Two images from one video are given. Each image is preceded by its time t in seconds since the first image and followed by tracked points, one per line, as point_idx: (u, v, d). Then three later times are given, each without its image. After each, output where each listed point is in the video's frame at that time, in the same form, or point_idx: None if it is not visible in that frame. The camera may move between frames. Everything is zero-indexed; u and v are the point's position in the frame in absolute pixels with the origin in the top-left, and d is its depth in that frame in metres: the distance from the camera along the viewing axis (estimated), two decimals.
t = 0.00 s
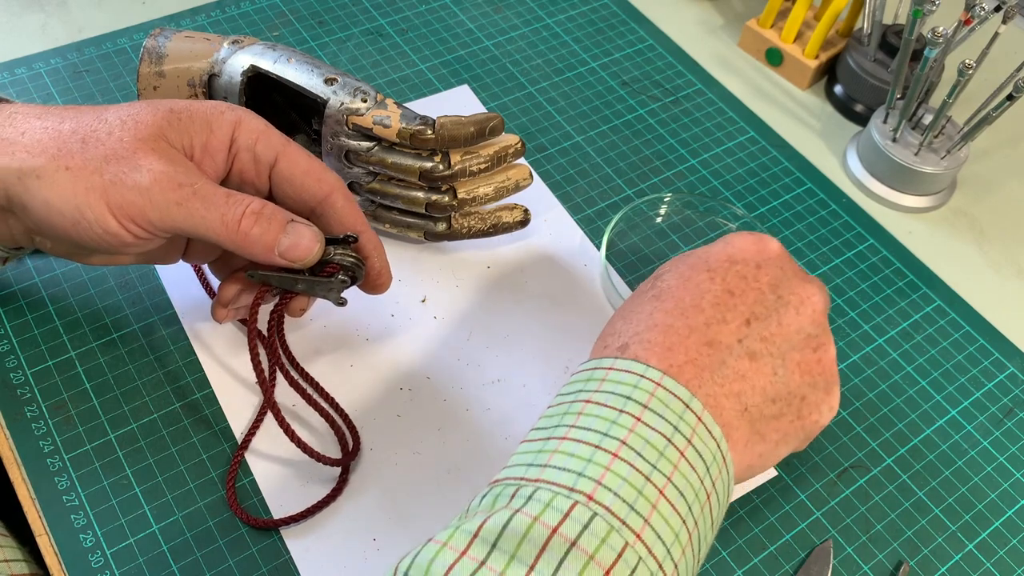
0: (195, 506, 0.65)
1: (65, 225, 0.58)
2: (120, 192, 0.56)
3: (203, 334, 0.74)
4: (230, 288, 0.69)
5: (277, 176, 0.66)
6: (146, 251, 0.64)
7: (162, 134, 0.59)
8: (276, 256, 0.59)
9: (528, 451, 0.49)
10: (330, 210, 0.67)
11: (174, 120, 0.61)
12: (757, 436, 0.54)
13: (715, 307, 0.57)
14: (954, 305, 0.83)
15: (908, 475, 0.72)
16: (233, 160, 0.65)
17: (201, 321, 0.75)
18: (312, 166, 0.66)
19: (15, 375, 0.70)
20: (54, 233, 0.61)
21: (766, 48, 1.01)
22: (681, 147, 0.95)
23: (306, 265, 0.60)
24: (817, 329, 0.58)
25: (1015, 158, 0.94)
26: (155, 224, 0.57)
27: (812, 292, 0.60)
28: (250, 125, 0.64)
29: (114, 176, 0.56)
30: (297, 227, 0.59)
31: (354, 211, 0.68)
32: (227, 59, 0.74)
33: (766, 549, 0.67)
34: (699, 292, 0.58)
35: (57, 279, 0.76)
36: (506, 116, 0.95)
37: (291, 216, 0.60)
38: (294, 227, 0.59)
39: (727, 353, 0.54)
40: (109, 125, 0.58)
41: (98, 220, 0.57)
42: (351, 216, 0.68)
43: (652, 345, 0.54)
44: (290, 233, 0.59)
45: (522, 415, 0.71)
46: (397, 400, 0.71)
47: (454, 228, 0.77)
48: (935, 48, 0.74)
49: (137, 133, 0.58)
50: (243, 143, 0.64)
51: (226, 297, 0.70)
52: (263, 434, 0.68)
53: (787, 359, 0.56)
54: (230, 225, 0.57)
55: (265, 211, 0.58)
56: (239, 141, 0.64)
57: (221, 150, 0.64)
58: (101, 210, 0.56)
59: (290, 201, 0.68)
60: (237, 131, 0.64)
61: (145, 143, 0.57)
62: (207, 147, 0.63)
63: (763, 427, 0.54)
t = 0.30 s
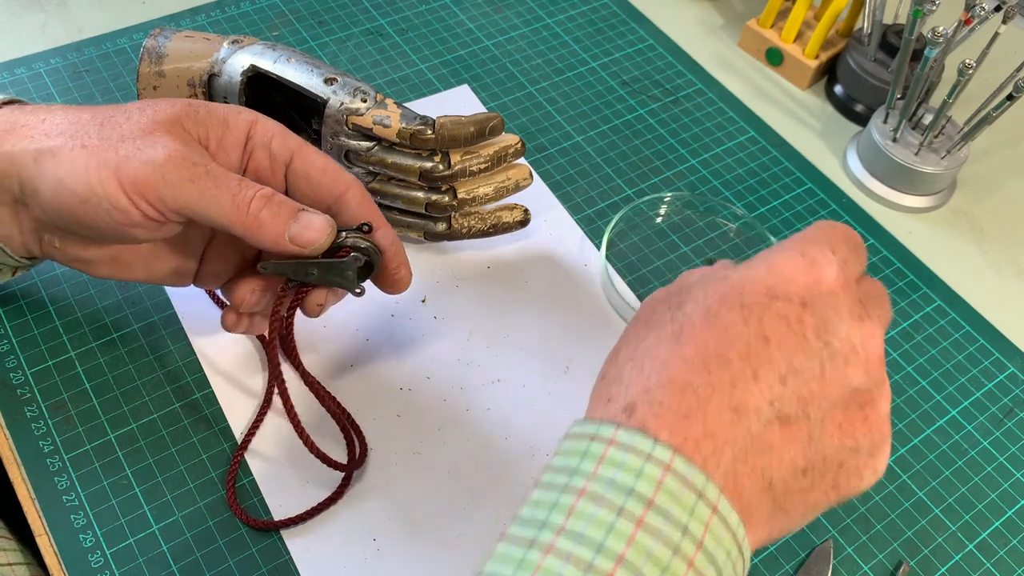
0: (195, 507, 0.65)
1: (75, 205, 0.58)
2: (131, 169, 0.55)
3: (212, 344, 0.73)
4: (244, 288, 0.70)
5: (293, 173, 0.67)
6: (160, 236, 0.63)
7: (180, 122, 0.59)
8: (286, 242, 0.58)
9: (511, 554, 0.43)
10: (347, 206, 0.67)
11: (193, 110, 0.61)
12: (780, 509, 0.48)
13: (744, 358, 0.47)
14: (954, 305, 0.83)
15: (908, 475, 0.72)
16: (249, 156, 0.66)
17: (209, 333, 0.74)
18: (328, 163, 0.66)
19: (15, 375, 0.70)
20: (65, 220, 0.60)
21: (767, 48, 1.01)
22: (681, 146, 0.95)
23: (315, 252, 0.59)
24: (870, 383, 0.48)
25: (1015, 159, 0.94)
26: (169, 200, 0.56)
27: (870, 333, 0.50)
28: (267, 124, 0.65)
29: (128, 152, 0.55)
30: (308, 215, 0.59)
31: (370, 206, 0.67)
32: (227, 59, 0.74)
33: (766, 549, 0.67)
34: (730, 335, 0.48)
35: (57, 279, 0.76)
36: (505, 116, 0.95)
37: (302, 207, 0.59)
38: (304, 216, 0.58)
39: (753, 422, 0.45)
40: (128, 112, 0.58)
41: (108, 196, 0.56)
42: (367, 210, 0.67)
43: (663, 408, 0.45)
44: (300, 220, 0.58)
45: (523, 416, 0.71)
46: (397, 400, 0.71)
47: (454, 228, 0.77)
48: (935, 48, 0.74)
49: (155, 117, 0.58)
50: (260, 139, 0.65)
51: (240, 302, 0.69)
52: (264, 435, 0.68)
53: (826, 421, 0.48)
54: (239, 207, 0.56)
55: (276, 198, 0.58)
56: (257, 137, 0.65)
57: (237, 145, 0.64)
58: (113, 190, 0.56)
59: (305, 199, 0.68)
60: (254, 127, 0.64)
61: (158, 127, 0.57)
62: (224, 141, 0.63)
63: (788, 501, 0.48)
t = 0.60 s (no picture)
0: (195, 507, 0.65)
1: (71, 247, 0.56)
2: (122, 209, 0.54)
3: (217, 360, 0.72)
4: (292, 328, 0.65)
5: (290, 166, 0.64)
6: (165, 272, 0.62)
7: (170, 146, 0.57)
8: (286, 284, 0.54)
9: None
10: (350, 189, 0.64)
11: (181, 130, 0.58)
12: None
13: None
14: (954, 305, 0.83)
15: (908, 475, 0.72)
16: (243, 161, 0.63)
17: (213, 348, 0.73)
18: (324, 147, 0.63)
19: (15, 375, 0.70)
20: (66, 261, 0.59)
21: (767, 48, 1.01)
22: (681, 147, 0.95)
23: (330, 289, 0.54)
24: None
25: (1015, 158, 0.94)
26: (168, 243, 0.54)
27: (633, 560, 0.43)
28: (256, 122, 0.62)
29: (119, 192, 0.54)
30: (312, 254, 0.54)
31: (375, 186, 0.64)
32: (227, 59, 0.74)
33: (766, 549, 0.67)
34: None
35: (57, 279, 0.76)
36: (505, 116, 0.95)
37: (305, 240, 0.55)
38: (307, 254, 0.54)
39: None
40: (116, 139, 0.56)
41: (103, 238, 0.55)
42: (373, 191, 0.64)
43: None
44: (303, 260, 0.54)
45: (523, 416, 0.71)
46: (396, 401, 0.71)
47: (454, 229, 0.77)
48: (935, 48, 0.74)
49: (143, 146, 0.56)
50: (251, 139, 0.62)
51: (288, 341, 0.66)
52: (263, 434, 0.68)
53: None
54: (235, 250, 0.53)
55: (273, 236, 0.53)
56: (248, 137, 0.62)
57: (230, 154, 0.61)
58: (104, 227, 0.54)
59: (309, 188, 0.66)
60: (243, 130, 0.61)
61: (149, 157, 0.55)
62: (217, 151, 0.61)
63: None
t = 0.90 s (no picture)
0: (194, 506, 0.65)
1: (43, 256, 0.54)
2: (92, 217, 0.51)
3: (216, 363, 0.72)
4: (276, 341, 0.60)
5: (273, 163, 0.61)
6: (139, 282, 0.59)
7: (142, 147, 0.54)
8: (266, 295, 0.50)
9: None
10: (336, 190, 0.61)
11: (154, 129, 0.56)
12: None
13: None
14: (954, 305, 0.83)
15: (908, 475, 0.72)
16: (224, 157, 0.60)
17: (213, 349, 0.73)
18: (308, 144, 0.60)
19: (15, 375, 0.70)
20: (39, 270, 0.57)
21: (767, 48, 1.01)
22: (681, 147, 0.95)
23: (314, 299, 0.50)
24: None
25: (1015, 158, 0.94)
26: (139, 253, 0.51)
27: None
28: (237, 114, 0.60)
29: (86, 200, 0.51)
30: (292, 263, 0.50)
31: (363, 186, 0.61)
32: (227, 59, 0.74)
33: (766, 549, 0.67)
34: None
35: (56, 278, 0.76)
36: (505, 117, 0.95)
37: (285, 246, 0.50)
38: (286, 263, 0.50)
39: None
40: (83, 139, 0.54)
41: (71, 249, 0.53)
42: (357, 194, 0.60)
43: None
44: (282, 270, 0.49)
45: (523, 416, 0.71)
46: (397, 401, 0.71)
47: (454, 229, 0.77)
48: (935, 48, 0.74)
49: (114, 149, 0.53)
50: (231, 133, 0.59)
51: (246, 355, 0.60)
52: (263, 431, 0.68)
53: None
54: (207, 263, 0.49)
55: (248, 246, 0.49)
56: (228, 131, 0.59)
57: (208, 150, 0.59)
58: (76, 236, 0.52)
59: (294, 188, 0.63)
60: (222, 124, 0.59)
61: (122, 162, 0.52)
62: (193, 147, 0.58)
63: None
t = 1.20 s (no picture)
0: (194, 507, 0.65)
1: (54, 225, 0.53)
2: (111, 188, 0.50)
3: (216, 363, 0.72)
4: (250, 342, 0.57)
5: (292, 176, 0.61)
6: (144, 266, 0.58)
7: (168, 135, 0.54)
8: (273, 278, 0.50)
9: None
10: (350, 203, 0.61)
11: (187, 119, 0.56)
12: None
13: None
14: (954, 305, 0.83)
15: (908, 475, 0.72)
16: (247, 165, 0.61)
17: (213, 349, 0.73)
18: (333, 159, 0.61)
19: (15, 375, 0.70)
20: (46, 246, 0.55)
21: (767, 48, 1.01)
22: (681, 147, 0.95)
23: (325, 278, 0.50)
24: None
25: (1015, 158, 0.94)
26: (154, 225, 0.51)
27: None
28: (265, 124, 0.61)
29: (109, 170, 0.51)
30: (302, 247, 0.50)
31: (378, 202, 0.61)
32: (227, 58, 0.74)
33: (767, 549, 0.67)
34: None
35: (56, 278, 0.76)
36: (505, 116, 0.95)
37: (297, 234, 0.51)
38: (297, 246, 0.50)
39: None
40: (117, 121, 0.54)
41: (87, 217, 0.51)
42: (372, 209, 0.60)
43: None
44: (292, 253, 0.49)
45: (523, 416, 0.71)
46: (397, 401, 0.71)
47: (454, 229, 0.77)
48: (935, 48, 0.74)
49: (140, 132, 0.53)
50: (257, 142, 0.60)
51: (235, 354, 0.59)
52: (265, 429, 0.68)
53: None
54: (223, 239, 0.49)
55: (263, 226, 0.50)
56: (255, 139, 0.60)
57: (232, 153, 0.59)
58: (89, 205, 0.51)
59: (310, 200, 0.63)
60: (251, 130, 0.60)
61: (148, 142, 0.53)
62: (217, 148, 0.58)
63: None
